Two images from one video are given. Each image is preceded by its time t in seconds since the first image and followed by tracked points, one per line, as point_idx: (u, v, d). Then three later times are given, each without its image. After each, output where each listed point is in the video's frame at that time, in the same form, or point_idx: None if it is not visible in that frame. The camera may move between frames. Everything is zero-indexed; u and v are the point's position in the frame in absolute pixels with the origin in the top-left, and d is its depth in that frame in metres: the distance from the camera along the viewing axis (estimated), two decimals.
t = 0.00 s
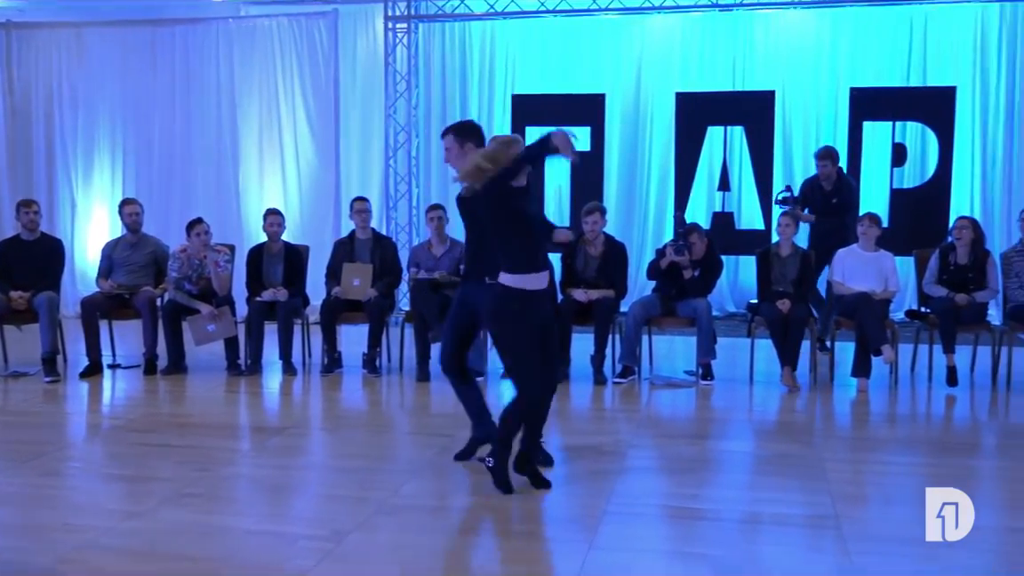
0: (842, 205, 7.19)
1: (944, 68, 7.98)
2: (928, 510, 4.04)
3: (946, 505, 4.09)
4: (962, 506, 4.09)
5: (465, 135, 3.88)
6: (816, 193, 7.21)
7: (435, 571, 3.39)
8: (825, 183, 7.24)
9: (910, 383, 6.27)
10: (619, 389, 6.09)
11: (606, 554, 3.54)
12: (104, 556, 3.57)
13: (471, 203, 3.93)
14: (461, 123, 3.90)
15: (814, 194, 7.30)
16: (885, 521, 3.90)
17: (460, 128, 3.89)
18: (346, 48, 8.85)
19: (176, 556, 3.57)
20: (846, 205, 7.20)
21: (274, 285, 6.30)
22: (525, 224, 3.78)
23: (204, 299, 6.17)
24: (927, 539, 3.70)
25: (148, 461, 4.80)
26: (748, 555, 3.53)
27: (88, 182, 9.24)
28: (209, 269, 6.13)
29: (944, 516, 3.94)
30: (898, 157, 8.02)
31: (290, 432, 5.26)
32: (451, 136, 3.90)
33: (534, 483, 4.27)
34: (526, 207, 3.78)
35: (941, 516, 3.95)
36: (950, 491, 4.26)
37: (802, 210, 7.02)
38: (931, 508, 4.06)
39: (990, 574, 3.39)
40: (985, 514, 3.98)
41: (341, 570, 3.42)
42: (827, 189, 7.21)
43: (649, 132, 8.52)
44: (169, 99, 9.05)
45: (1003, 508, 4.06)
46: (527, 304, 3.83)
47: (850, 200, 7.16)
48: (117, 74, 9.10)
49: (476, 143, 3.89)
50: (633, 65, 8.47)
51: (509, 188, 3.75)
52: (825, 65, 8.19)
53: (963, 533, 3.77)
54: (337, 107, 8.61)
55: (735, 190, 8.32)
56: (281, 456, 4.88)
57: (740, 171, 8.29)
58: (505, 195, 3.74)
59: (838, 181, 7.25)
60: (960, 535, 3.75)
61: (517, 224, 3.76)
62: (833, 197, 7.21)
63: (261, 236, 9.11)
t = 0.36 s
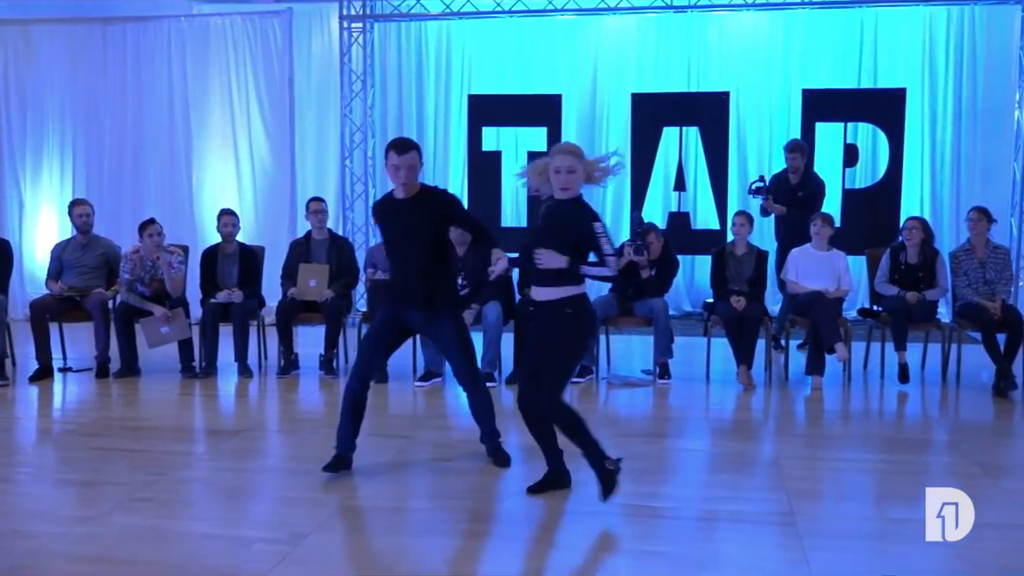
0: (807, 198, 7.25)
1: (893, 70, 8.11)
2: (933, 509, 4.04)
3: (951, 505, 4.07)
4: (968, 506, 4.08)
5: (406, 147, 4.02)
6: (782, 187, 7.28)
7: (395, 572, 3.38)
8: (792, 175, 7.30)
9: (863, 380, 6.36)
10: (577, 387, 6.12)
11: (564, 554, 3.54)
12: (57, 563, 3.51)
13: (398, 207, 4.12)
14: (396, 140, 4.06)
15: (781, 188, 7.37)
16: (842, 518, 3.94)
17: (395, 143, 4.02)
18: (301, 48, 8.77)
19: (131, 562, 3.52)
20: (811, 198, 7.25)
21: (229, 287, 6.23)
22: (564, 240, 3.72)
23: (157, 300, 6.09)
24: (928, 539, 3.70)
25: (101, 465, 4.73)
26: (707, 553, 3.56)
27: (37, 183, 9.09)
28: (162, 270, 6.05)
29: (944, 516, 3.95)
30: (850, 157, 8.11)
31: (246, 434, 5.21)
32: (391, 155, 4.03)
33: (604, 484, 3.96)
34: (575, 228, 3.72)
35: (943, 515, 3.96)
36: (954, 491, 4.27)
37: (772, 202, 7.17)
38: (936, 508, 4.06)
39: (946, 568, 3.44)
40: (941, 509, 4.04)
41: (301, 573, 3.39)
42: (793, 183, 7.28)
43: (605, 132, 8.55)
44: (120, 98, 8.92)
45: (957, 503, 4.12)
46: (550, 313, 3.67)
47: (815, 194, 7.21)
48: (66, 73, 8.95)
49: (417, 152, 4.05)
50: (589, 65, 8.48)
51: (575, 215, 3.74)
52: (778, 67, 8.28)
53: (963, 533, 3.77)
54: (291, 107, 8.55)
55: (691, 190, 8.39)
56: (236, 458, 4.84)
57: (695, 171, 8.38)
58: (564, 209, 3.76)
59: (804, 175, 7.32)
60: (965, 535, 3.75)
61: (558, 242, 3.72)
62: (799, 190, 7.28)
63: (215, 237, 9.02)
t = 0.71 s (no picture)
0: (825, 193, 7.28)
1: (888, 70, 8.13)
2: (932, 510, 4.05)
3: (950, 505, 4.09)
4: (967, 505, 4.10)
5: (383, 175, 3.99)
6: (799, 184, 7.34)
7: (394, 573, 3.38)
8: (810, 171, 7.36)
9: (859, 380, 6.37)
10: (573, 387, 6.12)
11: (561, 554, 3.54)
12: (53, 564, 3.51)
13: (348, 236, 4.06)
14: (369, 170, 4.01)
15: (799, 184, 7.43)
16: (840, 517, 3.95)
17: (371, 171, 3.98)
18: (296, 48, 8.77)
19: (129, 563, 3.51)
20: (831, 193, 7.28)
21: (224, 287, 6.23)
22: (677, 244, 3.65)
23: (152, 301, 6.08)
24: (927, 539, 3.71)
25: (96, 466, 4.72)
26: (705, 552, 3.56)
27: (31, 183, 9.08)
28: (158, 270, 6.04)
29: (943, 516, 3.96)
30: (845, 157, 8.09)
31: (242, 434, 5.20)
32: (368, 184, 3.99)
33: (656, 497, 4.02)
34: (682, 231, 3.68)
35: (942, 516, 3.97)
36: (953, 491, 4.28)
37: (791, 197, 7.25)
38: (935, 508, 4.07)
39: (944, 568, 3.44)
40: (939, 508, 4.05)
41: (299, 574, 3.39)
42: (811, 178, 7.34)
43: (601, 133, 8.56)
44: (114, 98, 8.90)
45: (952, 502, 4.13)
46: (674, 320, 3.61)
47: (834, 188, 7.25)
48: (60, 72, 8.93)
49: (395, 177, 4.02)
50: (584, 65, 8.49)
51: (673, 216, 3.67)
52: (773, 67, 8.28)
53: (962, 533, 3.78)
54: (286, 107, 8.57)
55: (686, 191, 8.39)
56: (232, 459, 4.84)
57: (690, 171, 8.34)
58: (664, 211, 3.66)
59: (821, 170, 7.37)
60: (963, 535, 3.76)
61: (671, 245, 3.62)
62: (816, 186, 7.33)
63: (211, 236, 9.01)
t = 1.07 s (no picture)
0: (860, 190, 7.25)
1: (901, 69, 8.09)
2: (930, 510, 4.04)
3: (950, 505, 4.08)
4: (967, 505, 4.09)
5: (406, 182, 3.97)
6: (835, 182, 7.27)
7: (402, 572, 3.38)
8: (844, 168, 7.29)
9: (872, 380, 6.35)
10: (584, 387, 6.11)
11: (570, 554, 3.54)
12: (67, 562, 3.53)
13: (368, 242, 4.05)
14: (391, 178, 3.99)
15: (833, 181, 7.37)
16: (847, 518, 3.94)
17: (395, 179, 3.97)
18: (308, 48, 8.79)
19: (141, 562, 3.53)
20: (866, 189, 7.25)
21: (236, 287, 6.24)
22: (702, 255, 3.70)
23: (165, 300, 6.11)
24: (926, 539, 3.70)
25: (109, 464, 4.74)
26: (713, 552, 3.56)
27: (45, 183, 9.12)
28: (170, 270, 6.06)
29: (944, 516, 3.95)
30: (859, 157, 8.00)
31: (254, 434, 5.21)
32: (392, 192, 3.97)
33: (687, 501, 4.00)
34: (709, 242, 3.73)
35: (942, 516, 3.96)
36: (954, 491, 4.27)
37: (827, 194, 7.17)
38: (934, 508, 4.06)
39: (951, 569, 3.43)
40: (946, 509, 4.04)
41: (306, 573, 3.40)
42: (846, 175, 7.28)
43: (612, 133, 8.56)
44: (127, 98, 8.94)
45: (960, 502, 4.12)
46: (682, 331, 3.72)
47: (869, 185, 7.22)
48: (73, 72, 8.97)
49: (418, 184, 4.00)
50: (595, 65, 8.48)
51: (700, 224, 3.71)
52: (785, 66, 8.26)
53: (963, 533, 3.77)
54: (298, 108, 8.61)
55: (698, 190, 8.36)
56: (244, 458, 4.85)
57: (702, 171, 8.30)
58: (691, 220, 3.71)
59: (856, 166, 7.31)
60: (963, 535, 3.75)
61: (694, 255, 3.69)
62: (850, 184, 7.28)
63: (222, 236, 9.03)
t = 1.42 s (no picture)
0: (892, 189, 7.34)
1: (903, 67, 8.09)
2: (931, 510, 4.04)
3: (950, 506, 4.08)
4: (967, 505, 4.08)
5: (412, 157, 3.93)
6: (869, 177, 7.41)
7: (401, 572, 3.38)
8: (878, 167, 7.46)
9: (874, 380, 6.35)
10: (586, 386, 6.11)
11: (570, 554, 3.54)
12: (68, 562, 3.53)
13: (373, 218, 3.99)
14: (396, 151, 3.94)
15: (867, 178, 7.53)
16: (847, 518, 3.94)
17: (401, 153, 3.91)
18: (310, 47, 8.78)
19: (141, 561, 3.53)
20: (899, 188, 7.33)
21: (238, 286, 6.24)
22: (644, 249, 3.71)
23: (166, 300, 6.12)
24: (927, 539, 3.70)
25: (111, 463, 4.74)
26: (713, 552, 3.55)
27: (47, 182, 9.14)
28: (171, 270, 6.07)
29: (944, 516, 3.95)
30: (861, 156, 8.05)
31: (255, 433, 5.21)
32: (396, 166, 3.92)
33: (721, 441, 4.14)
34: (649, 235, 3.72)
35: (942, 516, 3.95)
36: (954, 491, 4.26)
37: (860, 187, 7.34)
38: (934, 508, 4.05)
39: (951, 569, 3.42)
40: (948, 509, 4.03)
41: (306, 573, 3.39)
42: (879, 173, 7.43)
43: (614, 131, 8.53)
44: (129, 97, 8.94)
45: (962, 502, 4.11)
46: (652, 320, 3.72)
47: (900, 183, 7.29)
48: (75, 72, 8.98)
49: (423, 160, 3.96)
50: (597, 64, 8.49)
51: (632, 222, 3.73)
52: (788, 65, 8.24)
53: (963, 533, 3.77)
54: (300, 107, 8.62)
55: (699, 190, 8.38)
56: (245, 457, 4.85)
57: (704, 171, 8.34)
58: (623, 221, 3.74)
59: (890, 166, 7.45)
60: (963, 535, 3.74)
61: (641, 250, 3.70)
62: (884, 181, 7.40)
63: (224, 235, 9.04)
